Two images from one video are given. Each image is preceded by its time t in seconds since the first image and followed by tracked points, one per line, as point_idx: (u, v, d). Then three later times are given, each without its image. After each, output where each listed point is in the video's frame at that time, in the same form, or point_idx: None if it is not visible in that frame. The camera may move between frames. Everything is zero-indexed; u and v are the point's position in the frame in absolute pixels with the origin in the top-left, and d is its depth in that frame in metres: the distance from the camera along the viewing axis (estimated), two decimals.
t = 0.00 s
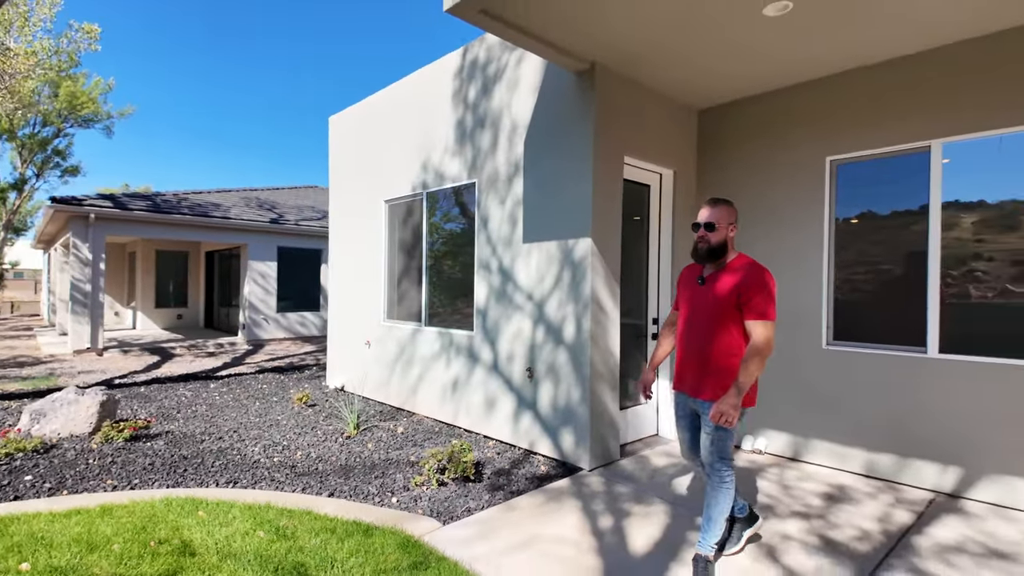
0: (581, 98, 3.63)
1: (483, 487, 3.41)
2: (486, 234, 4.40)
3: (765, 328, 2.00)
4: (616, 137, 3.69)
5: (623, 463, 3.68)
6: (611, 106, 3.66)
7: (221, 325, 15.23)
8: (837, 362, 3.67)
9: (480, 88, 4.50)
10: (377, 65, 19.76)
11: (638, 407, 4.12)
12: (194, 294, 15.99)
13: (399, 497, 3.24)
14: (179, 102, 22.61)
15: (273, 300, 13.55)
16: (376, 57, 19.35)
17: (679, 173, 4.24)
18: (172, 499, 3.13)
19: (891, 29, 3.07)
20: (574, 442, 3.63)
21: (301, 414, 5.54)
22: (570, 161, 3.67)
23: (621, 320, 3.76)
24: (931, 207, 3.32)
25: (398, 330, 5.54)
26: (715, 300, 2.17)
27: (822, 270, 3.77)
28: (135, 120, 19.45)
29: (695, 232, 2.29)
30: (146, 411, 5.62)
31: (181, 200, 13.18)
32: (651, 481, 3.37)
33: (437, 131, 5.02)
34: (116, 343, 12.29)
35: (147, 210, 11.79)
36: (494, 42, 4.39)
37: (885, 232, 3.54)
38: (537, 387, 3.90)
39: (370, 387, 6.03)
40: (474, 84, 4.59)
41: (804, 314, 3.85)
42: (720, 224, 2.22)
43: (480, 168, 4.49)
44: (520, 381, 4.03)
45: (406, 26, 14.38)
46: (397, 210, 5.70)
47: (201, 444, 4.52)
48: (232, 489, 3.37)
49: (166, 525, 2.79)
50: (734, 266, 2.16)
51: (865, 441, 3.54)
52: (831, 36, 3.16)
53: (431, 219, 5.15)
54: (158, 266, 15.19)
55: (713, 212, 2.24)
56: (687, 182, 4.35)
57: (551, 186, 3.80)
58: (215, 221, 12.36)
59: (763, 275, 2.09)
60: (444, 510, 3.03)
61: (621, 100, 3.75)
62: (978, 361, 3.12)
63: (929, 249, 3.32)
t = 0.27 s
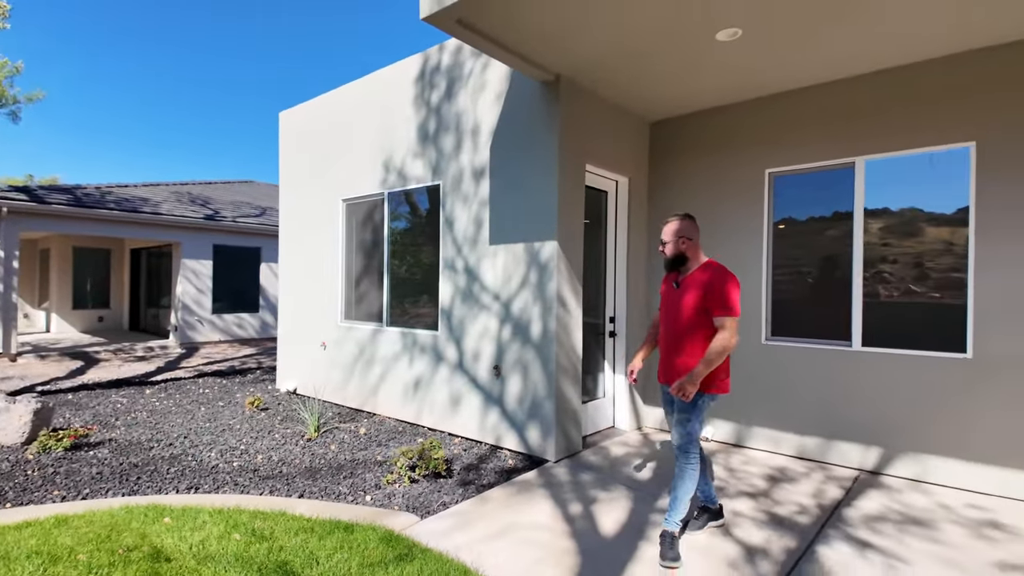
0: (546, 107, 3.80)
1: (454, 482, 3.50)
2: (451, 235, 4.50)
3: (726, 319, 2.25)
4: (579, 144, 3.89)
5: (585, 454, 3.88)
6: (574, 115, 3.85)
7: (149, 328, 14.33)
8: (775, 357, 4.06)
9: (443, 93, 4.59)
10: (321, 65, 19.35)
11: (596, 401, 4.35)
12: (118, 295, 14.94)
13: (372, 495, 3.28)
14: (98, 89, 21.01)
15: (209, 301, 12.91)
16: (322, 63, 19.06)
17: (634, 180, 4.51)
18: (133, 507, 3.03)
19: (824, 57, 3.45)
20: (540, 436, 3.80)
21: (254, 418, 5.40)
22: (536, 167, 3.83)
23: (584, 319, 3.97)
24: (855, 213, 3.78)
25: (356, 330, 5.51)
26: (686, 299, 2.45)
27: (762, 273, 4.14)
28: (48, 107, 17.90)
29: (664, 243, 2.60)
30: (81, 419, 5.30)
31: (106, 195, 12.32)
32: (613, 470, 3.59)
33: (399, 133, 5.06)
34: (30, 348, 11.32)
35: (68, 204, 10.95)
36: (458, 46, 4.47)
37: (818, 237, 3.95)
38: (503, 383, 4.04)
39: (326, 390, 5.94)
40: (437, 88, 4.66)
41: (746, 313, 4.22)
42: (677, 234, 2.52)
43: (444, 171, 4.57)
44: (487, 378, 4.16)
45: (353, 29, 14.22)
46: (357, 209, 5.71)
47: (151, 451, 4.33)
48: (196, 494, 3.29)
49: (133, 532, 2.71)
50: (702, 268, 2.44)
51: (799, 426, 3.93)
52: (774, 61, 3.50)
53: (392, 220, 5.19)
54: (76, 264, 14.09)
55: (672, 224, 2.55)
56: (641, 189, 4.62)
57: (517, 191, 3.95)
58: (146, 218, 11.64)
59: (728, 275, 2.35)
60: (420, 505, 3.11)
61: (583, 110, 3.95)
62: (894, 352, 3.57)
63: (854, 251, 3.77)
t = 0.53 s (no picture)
0: (523, 112, 3.94)
1: (435, 476, 3.59)
2: (427, 235, 4.59)
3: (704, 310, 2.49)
4: (554, 149, 4.05)
5: (558, 446, 4.05)
6: (549, 121, 4.01)
7: (85, 329, 13.50)
8: (734, 351, 4.35)
9: (418, 94, 4.66)
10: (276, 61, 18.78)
11: (567, 395, 4.52)
12: (49, 294, 13.99)
13: (356, 491, 3.33)
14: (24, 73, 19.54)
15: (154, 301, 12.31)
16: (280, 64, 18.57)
17: (603, 185, 4.72)
18: (108, 510, 2.96)
19: (780, 74, 3.74)
20: (517, 429, 3.94)
21: (218, 420, 5.26)
22: (513, 169, 3.96)
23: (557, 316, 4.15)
24: (804, 218, 4.11)
25: (325, 330, 5.47)
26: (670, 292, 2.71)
27: (721, 273, 4.43)
28: None
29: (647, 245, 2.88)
30: (27, 425, 5.02)
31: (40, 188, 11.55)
32: (587, 460, 3.77)
33: (371, 132, 5.08)
34: None
35: None
36: (434, 47, 4.55)
37: (770, 241, 4.27)
38: (480, 379, 4.16)
39: (291, 392, 5.84)
40: (412, 89, 4.72)
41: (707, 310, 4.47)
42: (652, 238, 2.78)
43: (420, 171, 4.65)
44: (463, 374, 4.27)
45: (315, 40, 14.11)
46: (326, 208, 5.67)
47: (113, 455, 4.19)
48: (172, 496, 3.24)
49: (112, 535, 2.66)
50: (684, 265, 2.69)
51: (755, 415, 4.23)
52: (733, 77, 3.78)
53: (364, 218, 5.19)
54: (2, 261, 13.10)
55: (648, 230, 2.81)
56: (608, 192, 4.83)
57: (494, 192, 4.08)
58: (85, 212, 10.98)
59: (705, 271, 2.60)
60: (405, 499, 3.19)
61: (557, 116, 4.11)
62: (841, 346, 3.90)
63: (803, 255, 4.10)
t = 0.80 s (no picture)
0: (496, 113, 4.05)
1: (411, 471, 3.64)
2: (397, 231, 4.61)
3: (679, 302, 2.73)
4: (525, 149, 4.18)
5: (529, 438, 4.18)
6: (521, 123, 4.13)
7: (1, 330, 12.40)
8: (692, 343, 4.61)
9: (389, 90, 4.66)
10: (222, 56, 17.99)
11: (535, 389, 4.66)
12: None
13: (334, 488, 3.33)
14: None
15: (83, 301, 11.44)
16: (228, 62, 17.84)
17: (569, 186, 4.90)
18: (71, 515, 2.83)
19: (736, 86, 4.02)
20: (491, 423, 4.05)
21: (171, 421, 5.04)
22: (487, 169, 4.06)
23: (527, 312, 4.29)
24: (754, 219, 4.44)
25: (286, 329, 5.34)
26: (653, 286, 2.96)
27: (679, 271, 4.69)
28: None
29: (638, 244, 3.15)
30: None
31: None
32: (558, 450, 3.92)
33: (338, 128, 5.03)
34: None
35: None
36: (407, 43, 4.58)
37: (725, 241, 4.57)
38: (453, 375, 4.24)
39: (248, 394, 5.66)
40: (382, 85, 4.72)
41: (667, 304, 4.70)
42: (643, 235, 3.06)
43: (389, 167, 4.66)
44: (435, 370, 4.32)
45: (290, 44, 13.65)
46: (287, 202, 5.53)
47: (61, 460, 3.96)
48: (139, 499, 3.12)
49: (81, 540, 2.55)
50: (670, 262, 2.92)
51: (711, 404, 4.52)
52: (695, 87, 4.03)
53: (330, 214, 5.13)
54: None
55: (639, 229, 3.08)
56: (574, 193, 5.00)
57: (468, 190, 4.16)
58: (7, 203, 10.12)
59: (686, 269, 2.84)
60: (386, 493, 3.23)
61: (529, 118, 4.24)
62: (786, 339, 4.24)
63: (753, 255, 4.43)
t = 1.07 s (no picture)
0: (459, 120, 4.14)
1: (375, 472, 3.67)
2: (354, 233, 4.58)
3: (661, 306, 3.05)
4: (486, 155, 4.31)
5: (488, 436, 4.31)
6: (482, 130, 4.25)
7: None
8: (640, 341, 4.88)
9: (346, 90, 4.63)
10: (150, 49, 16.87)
11: (493, 389, 4.79)
12: None
13: (299, 492, 3.31)
14: None
15: None
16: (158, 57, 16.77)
17: (524, 191, 5.07)
18: (16, 532, 2.67)
19: (682, 102, 4.33)
20: (453, 422, 4.15)
21: (105, 431, 4.74)
22: (450, 174, 4.16)
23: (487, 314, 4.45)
24: (695, 225, 4.78)
25: (232, 332, 5.13)
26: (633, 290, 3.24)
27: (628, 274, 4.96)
28: None
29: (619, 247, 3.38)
30: None
31: None
32: (518, 447, 4.07)
33: (291, 126, 4.92)
34: None
35: None
36: (365, 45, 4.57)
37: (670, 246, 4.89)
38: (414, 376, 4.30)
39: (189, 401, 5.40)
40: (339, 84, 4.67)
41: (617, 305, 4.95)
42: (630, 242, 3.29)
43: (347, 168, 4.63)
44: (395, 372, 4.36)
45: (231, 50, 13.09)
46: (233, 201, 5.32)
47: None
48: (89, 513, 2.98)
49: (31, 558, 2.42)
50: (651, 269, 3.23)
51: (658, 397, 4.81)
52: (645, 102, 4.31)
53: (281, 213, 5.01)
54: None
55: (627, 234, 3.31)
56: (529, 198, 5.17)
57: (430, 195, 4.24)
58: None
59: (665, 275, 3.18)
60: (354, 495, 3.25)
61: (489, 125, 4.37)
62: (725, 337, 4.62)
63: (694, 258, 4.77)
